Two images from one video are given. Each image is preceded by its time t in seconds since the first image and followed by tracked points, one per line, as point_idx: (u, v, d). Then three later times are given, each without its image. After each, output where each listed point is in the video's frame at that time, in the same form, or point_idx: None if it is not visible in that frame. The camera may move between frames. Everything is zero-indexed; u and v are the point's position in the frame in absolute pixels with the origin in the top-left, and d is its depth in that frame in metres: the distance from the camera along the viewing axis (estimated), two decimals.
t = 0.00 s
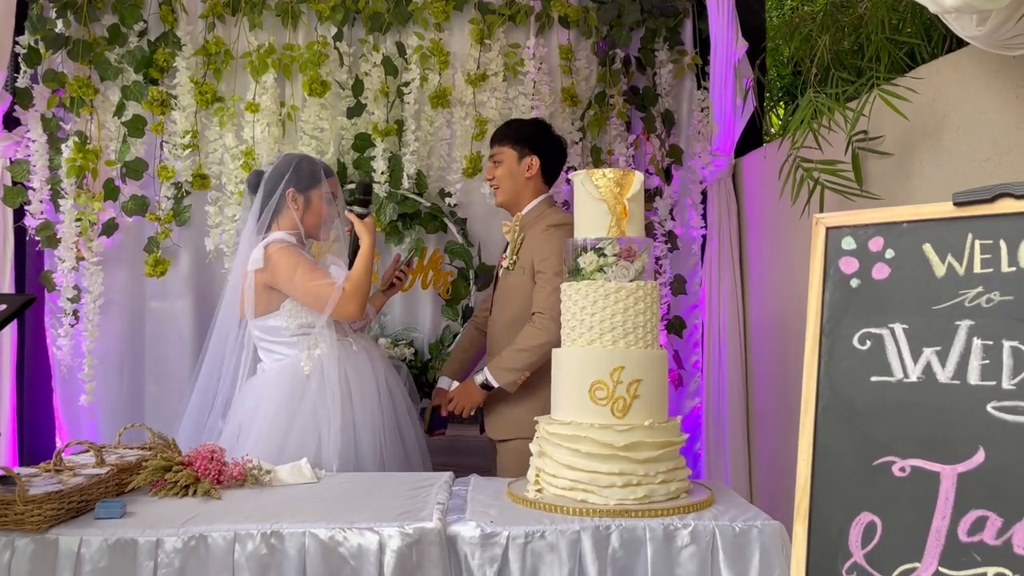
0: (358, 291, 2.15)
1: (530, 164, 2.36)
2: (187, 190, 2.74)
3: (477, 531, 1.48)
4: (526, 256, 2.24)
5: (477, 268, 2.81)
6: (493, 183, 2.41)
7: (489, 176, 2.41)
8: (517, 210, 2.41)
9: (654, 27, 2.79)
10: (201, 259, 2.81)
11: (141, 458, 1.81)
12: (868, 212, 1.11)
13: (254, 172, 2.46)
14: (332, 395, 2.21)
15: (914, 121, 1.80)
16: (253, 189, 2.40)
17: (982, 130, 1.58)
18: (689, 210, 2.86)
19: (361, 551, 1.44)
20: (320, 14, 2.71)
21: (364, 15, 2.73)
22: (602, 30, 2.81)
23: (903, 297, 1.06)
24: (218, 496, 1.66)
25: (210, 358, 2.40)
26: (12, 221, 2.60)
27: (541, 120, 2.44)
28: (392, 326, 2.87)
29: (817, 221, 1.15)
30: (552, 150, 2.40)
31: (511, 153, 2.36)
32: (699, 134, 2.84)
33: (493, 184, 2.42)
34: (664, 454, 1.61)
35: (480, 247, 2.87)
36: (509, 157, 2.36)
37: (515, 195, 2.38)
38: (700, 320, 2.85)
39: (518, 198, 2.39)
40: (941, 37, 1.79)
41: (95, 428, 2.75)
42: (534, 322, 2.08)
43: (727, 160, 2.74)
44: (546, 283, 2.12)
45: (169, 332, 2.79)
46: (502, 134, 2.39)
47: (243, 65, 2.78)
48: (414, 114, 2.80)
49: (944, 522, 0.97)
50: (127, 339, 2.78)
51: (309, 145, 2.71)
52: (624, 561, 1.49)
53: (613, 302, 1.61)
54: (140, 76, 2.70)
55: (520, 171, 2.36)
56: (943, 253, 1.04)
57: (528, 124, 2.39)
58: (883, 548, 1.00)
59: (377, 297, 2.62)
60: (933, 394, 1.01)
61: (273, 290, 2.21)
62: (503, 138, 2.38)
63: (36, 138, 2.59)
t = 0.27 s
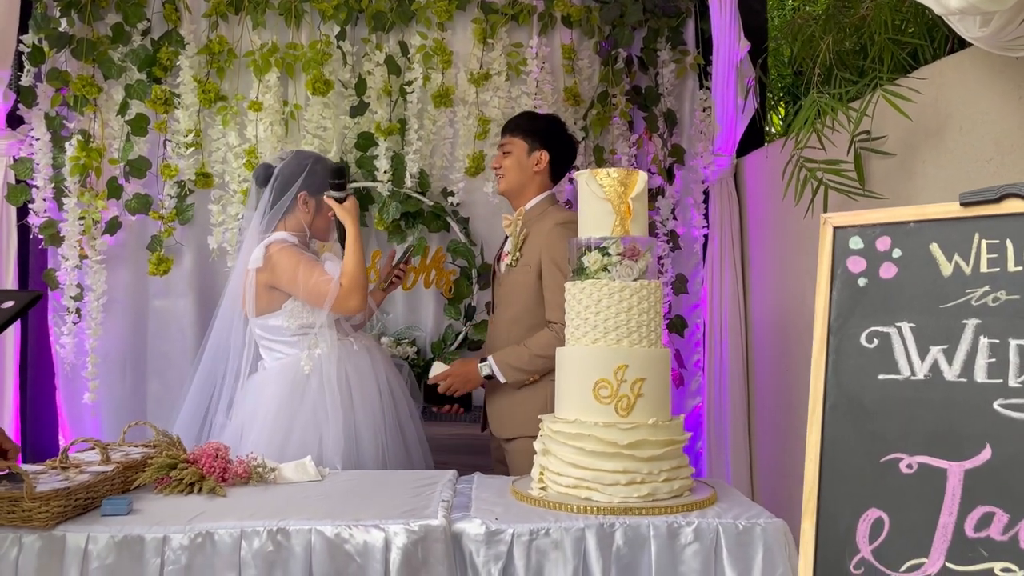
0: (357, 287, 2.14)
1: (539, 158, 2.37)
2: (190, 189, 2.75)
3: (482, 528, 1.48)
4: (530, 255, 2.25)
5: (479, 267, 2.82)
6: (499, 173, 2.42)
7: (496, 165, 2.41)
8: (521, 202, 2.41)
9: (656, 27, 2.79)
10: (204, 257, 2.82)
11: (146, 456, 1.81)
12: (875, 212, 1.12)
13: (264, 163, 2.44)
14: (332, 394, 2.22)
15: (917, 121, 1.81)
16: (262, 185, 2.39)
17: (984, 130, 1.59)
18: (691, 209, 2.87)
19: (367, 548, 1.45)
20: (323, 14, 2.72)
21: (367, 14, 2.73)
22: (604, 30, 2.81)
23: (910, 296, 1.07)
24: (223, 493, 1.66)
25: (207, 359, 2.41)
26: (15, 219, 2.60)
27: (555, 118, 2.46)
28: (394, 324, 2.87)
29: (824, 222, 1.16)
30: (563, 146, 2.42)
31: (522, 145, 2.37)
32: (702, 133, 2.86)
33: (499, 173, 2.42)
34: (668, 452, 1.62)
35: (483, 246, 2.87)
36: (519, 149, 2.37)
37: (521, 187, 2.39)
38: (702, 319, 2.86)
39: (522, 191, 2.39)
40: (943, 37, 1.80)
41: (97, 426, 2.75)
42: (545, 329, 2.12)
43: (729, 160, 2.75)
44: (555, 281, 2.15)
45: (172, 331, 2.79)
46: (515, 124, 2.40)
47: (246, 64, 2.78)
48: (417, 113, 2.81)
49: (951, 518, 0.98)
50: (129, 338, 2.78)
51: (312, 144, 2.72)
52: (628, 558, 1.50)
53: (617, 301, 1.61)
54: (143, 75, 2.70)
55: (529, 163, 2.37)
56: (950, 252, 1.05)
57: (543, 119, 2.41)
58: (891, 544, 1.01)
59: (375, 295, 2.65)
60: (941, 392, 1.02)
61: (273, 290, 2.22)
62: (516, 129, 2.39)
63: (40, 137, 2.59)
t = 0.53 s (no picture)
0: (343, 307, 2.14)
1: (546, 158, 2.39)
2: (196, 190, 2.77)
3: (488, 527, 1.51)
4: (534, 256, 2.27)
5: (483, 268, 2.84)
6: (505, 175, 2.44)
7: (502, 167, 2.43)
8: (528, 202, 2.43)
9: (658, 30, 2.81)
10: (210, 258, 2.84)
11: (155, 455, 1.84)
12: (877, 219, 1.14)
13: (268, 169, 2.48)
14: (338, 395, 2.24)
15: (917, 126, 1.83)
16: (269, 186, 2.42)
17: (984, 136, 1.61)
18: (692, 211, 2.89)
19: (375, 546, 1.47)
20: (328, 17, 2.74)
21: (372, 17, 2.76)
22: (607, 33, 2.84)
23: (911, 301, 1.09)
24: (231, 492, 1.69)
25: (213, 358, 2.45)
26: (24, 220, 2.62)
27: (559, 117, 2.48)
28: (398, 324, 2.90)
29: (827, 228, 1.18)
30: (568, 147, 2.45)
31: (527, 146, 2.39)
32: (703, 135, 2.86)
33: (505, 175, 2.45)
34: (671, 453, 1.64)
35: (486, 247, 2.90)
36: (525, 151, 2.39)
37: (527, 188, 2.41)
38: (704, 320, 2.88)
39: (529, 191, 2.42)
40: (944, 42, 1.81)
41: (104, 425, 2.78)
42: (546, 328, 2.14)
43: (732, 162, 2.79)
44: (557, 280, 2.17)
45: (179, 331, 2.82)
46: (518, 126, 2.42)
47: (252, 66, 2.80)
48: (422, 115, 2.83)
49: (951, 518, 1.00)
50: (136, 338, 2.81)
51: (317, 146, 2.74)
52: (632, 557, 1.53)
53: (620, 303, 1.64)
54: (150, 77, 2.72)
55: (535, 164, 2.39)
56: (950, 259, 1.07)
57: (547, 119, 2.43)
58: (892, 544, 1.03)
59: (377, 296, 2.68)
60: (941, 396, 1.04)
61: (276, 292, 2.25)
62: (520, 131, 2.41)
63: (48, 138, 2.61)
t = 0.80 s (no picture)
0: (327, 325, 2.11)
1: (550, 157, 2.40)
2: (201, 190, 2.78)
3: (492, 527, 1.52)
4: (538, 257, 2.29)
5: (486, 268, 2.85)
6: (510, 175, 2.45)
7: (507, 168, 2.44)
8: (533, 201, 2.44)
9: (661, 32, 2.81)
10: (215, 258, 2.86)
11: (161, 455, 1.85)
12: (879, 223, 1.15)
13: (275, 171, 2.49)
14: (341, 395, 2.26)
15: (920, 128, 1.83)
16: (274, 188, 2.43)
17: (986, 138, 1.61)
18: (695, 212, 2.87)
19: (379, 546, 1.48)
20: (333, 18, 2.76)
21: (376, 18, 2.77)
22: (610, 34, 2.83)
23: (912, 305, 1.10)
24: (237, 491, 1.70)
25: (217, 360, 2.46)
26: (30, 220, 2.64)
27: (562, 115, 2.49)
28: (401, 324, 2.91)
29: (829, 232, 1.19)
30: (573, 146, 2.45)
31: (532, 145, 2.40)
32: (706, 137, 2.84)
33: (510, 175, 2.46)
34: (673, 453, 1.65)
35: (490, 247, 2.91)
36: (530, 150, 2.40)
37: (532, 188, 2.42)
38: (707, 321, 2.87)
39: (534, 190, 2.43)
40: (947, 45, 1.82)
41: (109, 424, 2.79)
42: (551, 329, 2.15)
43: (733, 163, 2.80)
44: (560, 281, 2.18)
45: (184, 331, 2.83)
46: (523, 126, 2.43)
47: (257, 67, 2.82)
48: (425, 116, 2.84)
49: (951, 520, 1.01)
50: (141, 338, 2.83)
51: (322, 147, 2.75)
52: (635, 557, 1.53)
53: (623, 304, 1.64)
54: (155, 78, 2.74)
55: (540, 163, 2.40)
56: (951, 264, 1.08)
57: (551, 117, 2.44)
58: (894, 545, 1.04)
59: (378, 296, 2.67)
60: (942, 399, 1.05)
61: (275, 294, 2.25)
62: (523, 131, 2.42)
63: (53, 139, 2.62)
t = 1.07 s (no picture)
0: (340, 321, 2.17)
1: (555, 150, 2.40)
2: (208, 182, 2.79)
3: (498, 517, 1.52)
4: (545, 249, 2.29)
5: (493, 261, 2.85)
6: (517, 170, 2.45)
7: (513, 163, 2.45)
8: (543, 195, 2.45)
9: (668, 23, 2.82)
10: (222, 250, 2.86)
11: (169, 444, 1.86)
12: (889, 210, 1.15)
13: (286, 163, 2.48)
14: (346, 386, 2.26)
15: (929, 119, 1.83)
16: (282, 180, 2.43)
17: (996, 129, 1.61)
18: (702, 205, 2.88)
19: (386, 535, 1.48)
20: (339, 10, 2.76)
21: (383, 11, 2.77)
22: (617, 26, 2.84)
23: (922, 291, 1.10)
24: (244, 481, 1.70)
25: (223, 352, 2.47)
26: (38, 212, 2.65)
27: (564, 104, 2.47)
28: (407, 317, 2.92)
29: (840, 218, 1.19)
30: (577, 133, 2.45)
31: (536, 138, 2.40)
32: (713, 129, 2.86)
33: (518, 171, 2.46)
34: (680, 444, 1.65)
35: (496, 240, 2.91)
36: (535, 144, 2.40)
37: (541, 182, 2.42)
38: (713, 314, 2.88)
39: (543, 184, 2.43)
40: (955, 36, 1.81)
41: (116, 415, 2.80)
42: (560, 320, 2.15)
43: (741, 156, 2.79)
44: (568, 273, 2.18)
45: (191, 322, 2.84)
46: (525, 120, 2.42)
47: (264, 59, 2.82)
48: (432, 108, 2.84)
49: (961, 505, 1.01)
50: (149, 330, 2.84)
51: (328, 139, 2.75)
52: (641, 548, 1.54)
53: (630, 296, 1.64)
54: (163, 70, 2.74)
55: (546, 156, 2.40)
56: (961, 250, 1.08)
57: (552, 108, 2.42)
58: (902, 530, 1.05)
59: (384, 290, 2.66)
60: (952, 384, 1.04)
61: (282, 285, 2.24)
62: (527, 124, 2.42)
63: (61, 131, 2.63)
